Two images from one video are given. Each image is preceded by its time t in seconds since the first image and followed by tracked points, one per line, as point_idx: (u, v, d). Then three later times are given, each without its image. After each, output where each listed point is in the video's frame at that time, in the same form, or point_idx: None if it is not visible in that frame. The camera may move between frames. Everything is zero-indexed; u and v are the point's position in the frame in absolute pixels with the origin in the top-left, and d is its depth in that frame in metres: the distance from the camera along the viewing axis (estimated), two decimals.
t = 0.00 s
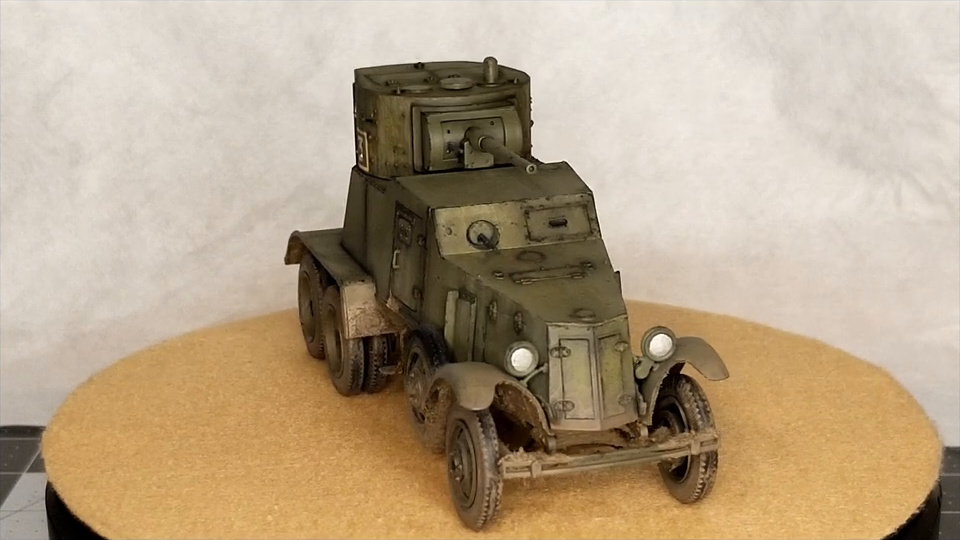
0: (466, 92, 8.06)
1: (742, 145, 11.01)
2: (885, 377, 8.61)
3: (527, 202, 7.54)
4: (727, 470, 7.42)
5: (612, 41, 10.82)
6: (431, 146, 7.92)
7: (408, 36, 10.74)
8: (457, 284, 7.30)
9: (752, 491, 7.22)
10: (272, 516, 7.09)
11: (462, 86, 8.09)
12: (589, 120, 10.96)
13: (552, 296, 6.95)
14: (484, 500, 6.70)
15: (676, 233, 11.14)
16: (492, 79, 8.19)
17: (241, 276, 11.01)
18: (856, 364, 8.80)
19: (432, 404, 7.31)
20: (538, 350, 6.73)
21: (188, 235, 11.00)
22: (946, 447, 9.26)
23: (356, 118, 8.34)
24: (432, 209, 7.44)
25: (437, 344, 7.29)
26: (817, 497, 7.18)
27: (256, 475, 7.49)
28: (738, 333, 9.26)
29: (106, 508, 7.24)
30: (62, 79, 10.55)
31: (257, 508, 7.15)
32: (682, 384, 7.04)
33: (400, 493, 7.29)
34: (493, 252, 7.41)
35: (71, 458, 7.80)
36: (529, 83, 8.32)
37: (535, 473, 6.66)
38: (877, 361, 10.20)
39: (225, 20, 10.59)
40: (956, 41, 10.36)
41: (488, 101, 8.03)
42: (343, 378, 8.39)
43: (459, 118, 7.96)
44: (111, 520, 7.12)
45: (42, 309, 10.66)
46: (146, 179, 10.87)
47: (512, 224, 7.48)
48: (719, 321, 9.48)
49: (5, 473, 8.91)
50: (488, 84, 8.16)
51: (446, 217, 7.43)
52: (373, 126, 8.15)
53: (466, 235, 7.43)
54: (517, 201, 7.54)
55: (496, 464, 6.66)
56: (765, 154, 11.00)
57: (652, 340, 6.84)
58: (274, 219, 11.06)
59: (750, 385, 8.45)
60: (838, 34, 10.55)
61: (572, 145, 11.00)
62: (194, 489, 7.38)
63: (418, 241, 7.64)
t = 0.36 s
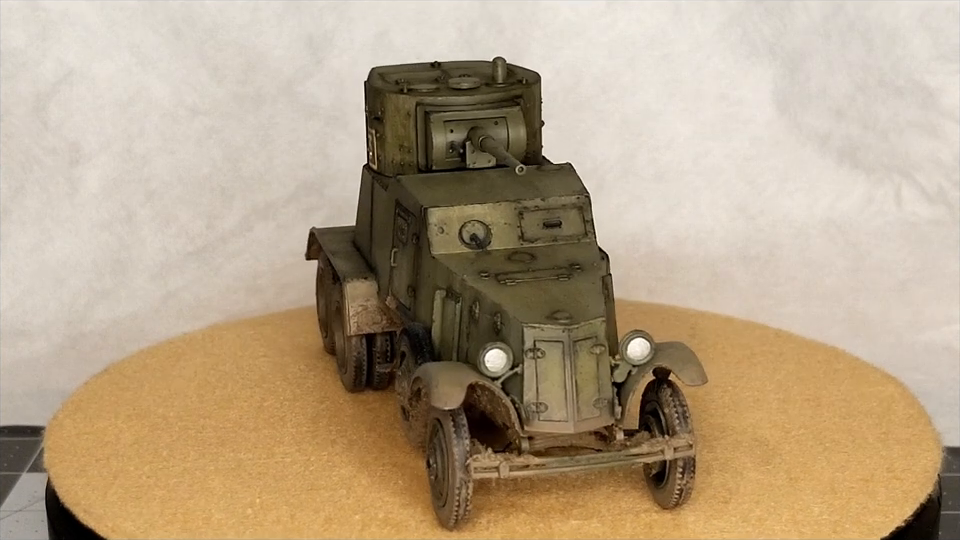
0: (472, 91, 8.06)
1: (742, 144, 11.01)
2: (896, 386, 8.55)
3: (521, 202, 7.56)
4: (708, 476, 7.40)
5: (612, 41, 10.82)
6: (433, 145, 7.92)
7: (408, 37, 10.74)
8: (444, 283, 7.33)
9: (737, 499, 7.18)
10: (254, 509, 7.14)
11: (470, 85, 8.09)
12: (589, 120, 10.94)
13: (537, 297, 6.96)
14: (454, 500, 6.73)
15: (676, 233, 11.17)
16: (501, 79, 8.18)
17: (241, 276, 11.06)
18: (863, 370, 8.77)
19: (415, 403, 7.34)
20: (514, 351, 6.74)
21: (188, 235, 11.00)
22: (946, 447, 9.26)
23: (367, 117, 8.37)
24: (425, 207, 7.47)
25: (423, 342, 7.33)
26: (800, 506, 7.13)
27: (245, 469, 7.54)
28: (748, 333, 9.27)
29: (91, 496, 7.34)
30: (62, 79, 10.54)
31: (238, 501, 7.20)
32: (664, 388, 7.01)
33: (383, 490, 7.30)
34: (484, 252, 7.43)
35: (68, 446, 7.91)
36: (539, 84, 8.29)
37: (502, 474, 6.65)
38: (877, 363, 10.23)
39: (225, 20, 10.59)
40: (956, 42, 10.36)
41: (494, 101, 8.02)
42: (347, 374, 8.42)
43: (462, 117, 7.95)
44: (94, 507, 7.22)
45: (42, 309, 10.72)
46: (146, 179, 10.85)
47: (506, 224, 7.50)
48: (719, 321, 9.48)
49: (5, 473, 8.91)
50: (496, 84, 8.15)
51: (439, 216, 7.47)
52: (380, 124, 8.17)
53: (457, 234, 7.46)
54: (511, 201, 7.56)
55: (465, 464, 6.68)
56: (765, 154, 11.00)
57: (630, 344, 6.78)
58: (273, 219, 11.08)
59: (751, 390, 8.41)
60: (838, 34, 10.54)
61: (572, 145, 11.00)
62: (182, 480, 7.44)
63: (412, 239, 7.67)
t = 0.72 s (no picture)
0: (479, 91, 8.04)
1: (742, 145, 10.99)
2: (910, 396, 8.40)
3: (516, 203, 7.56)
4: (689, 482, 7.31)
5: (612, 41, 10.81)
6: (435, 144, 7.92)
7: (408, 37, 10.74)
8: (433, 282, 7.35)
9: (720, 505, 7.09)
10: (236, 501, 7.19)
11: (477, 85, 8.08)
12: (589, 120, 10.92)
13: (522, 297, 6.98)
14: (426, 499, 6.76)
15: (676, 233, 11.18)
16: (509, 79, 8.16)
17: (241, 276, 11.08)
18: (876, 378, 8.65)
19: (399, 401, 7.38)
20: (490, 352, 6.77)
21: (188, 236, 11.00)
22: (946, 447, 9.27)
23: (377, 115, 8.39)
24: (419, 206, 7.49)
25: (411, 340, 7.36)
26: (783, 514, 7.01)
27: (237, 462, 7.60)
28: (762, 337, 9.24)
29: (78, 485, 7.44)
30: (62, 79, 10.54)
31: (222, 494, 7.26)
32: (645, 392, 6.96)
33: (366, 487, 7.32)
34: (475, 252, 7.44)
35: (68, 435, 8.03)
36: (549, 86, 8.26)
37: (471, 474, 6.67)
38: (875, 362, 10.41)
39: (225, 20, 10.59)
40: (956, 42, 10.39)
41: (498, 101, 8.00)
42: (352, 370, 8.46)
43: (466, 116, 7.94)
44: (79, 496, 7.32)
45: (42, 309, 10.77)
46: (146, 179, 10.84)
47: (499, 225, 7.51)
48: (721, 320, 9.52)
49: (5, 473, 8.90)
50: (504, 84, 8.14)
51: (433, 215, 7.48)
52: (388, 122, 8.18)
53: (448, 234, 7.47)
54: (506, 202, 7.57)
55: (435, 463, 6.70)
56: (765, 154, 10.99)
57: (609, 346, 6.73)
58: (273, 219, 11.08)
59: (759, 396, 8.33)
60: (838, 34, 10.54)
61: (572, 145, 11.00)
62: (171, 472, 7.52)
63: (407, 238, 7.69)
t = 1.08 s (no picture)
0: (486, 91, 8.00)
1: (742, 144, 10.97)
2: (924, 410, 8.20)
3: (510, 203, 7.61)
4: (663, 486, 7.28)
5: (612, 41, 10.80)
6: (438, 143, 7.91)
7: (408, 37, 10.74)
8: (420, 281, 7.39)
9: (699, 512, 7.02)
10: (220, 492, 7.27)
11: (485, 85, 8.03)
12: (589, 120, 10.92)
13: (503, 298, 6.98)
14: (396, 496, 6.82)
15: (676, 233, 11.18)
16: (518, 80, 8.11)
17: (241, 276, 11.12)
18: (886, 390, 8.45)
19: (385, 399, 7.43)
20: (463, 353, 6.76)
21: (188, 235, 11.00)
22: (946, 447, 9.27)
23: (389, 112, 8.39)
24: (412, 205, 7.59)
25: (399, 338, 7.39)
26: (760, 524, 6.91)
27: (230, 454, 7.68)
28: (777, 341, 9.15)
29: (70, 472, 7.56)
30: (62, 79, 10.55)
31: (207, 486, 7.34)
32: (623, 396, 6.94)
33: (349, 483, 7.34)
34: (466, 251, 7.48)
35: (70, 421, 8.18)
36: (560, 86, 8.18)
37: (437, 473, 6.70)
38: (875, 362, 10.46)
39: (225, 20, 10.59)
40: (956, 42, 10.39)
41: (505, 102, 7.94)
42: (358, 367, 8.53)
43: (470, 116, 7.92)
44: (68, 483, 7.43)
45: (42, 309, 10.79)
46: (146, 179, 10.84)
47: (492, 225, 7.56)
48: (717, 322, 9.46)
49: (5, 473, 8.91)
50: (514, 85, 8.08)
51: (426, 213, 7.57)
52: (396, 120, 8.18)
53: (438, 234, 7.53)
54: (500, 202, 7.62)
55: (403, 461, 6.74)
56: (766, 154, 10.96)
57: (582, 350, 6.69)
58: (273, 219, 11.08)
59: (766, 404, 8.22)
60: (838, 34, 10.54)
61: (572, 145, 11.00)
62: (163, 463, 7.62)
63: (401, 236, 7.76)
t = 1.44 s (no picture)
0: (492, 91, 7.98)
1: (742, 144, 10.97)
2: (933, 423, 8.04)
3: (504, 204, 7.59)
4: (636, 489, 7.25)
5: (612, 41, 10.79)
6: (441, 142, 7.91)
7: (408, 37, 10.73)
8: (410, 279, 7.39)
9: (679, 518, 6.96)
10: (210, 483, 7.39)
11: (492, 85, 8.01)
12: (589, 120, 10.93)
13: (487, 298, 6.97)
14: (372, 494, 6.87)
15: (676, 233, 11.19)
16: (525, 80, 8.08)
17: (241, 276, 11.12)
18: (898, 404, 8.29)
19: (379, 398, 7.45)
20: (441, 353, 6.77)
21: (188, 235, 11.01)
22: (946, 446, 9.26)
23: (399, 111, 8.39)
24: (408, 203, 7.59)
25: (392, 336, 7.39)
26: (739, 532, 6.84)
27: (225, 447, 7.78)
28: (795, 350, 9.04)
29: (66, 461, 7.73)
30: (62, 79, 10.54)
31: (196, 477, 7.45)
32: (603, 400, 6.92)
33: (334, 479, 7.40)
34: (458, 250, 7.46)
35: (77, 409, 8.36)
36: (570, 87, 8.14)
37: (406, 472, 6.71)
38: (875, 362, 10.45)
39: (225, 20, 10.59)
40: (956, 42, 10.39)
41: (510, 102, 7.90)
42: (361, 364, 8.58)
43: (474, 116, 7.91)
44: (61, 472, 7.59)
45: (42, 309, 10.78)
46: (146, 179, 10.85)
47: (486, 225, 7.54)
48: (722, 328, 9.42)
49: (5, 473, 8.91)
50: (522, 85, 8.05)
51: (420, 212, 7.56)
52: (404, 119, 8.19)
53: (431, 233, 7.52)
54: (494, 202, 7.60)
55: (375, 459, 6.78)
56: (765, 154, 10.96)
57: (558, 352, 6.69)
58: (273, 219, 11.09)
59: (771, 411, 8.13)
60: (838, 34, 10.53)
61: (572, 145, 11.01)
62: (159, 454, 7.75)
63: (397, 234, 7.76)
